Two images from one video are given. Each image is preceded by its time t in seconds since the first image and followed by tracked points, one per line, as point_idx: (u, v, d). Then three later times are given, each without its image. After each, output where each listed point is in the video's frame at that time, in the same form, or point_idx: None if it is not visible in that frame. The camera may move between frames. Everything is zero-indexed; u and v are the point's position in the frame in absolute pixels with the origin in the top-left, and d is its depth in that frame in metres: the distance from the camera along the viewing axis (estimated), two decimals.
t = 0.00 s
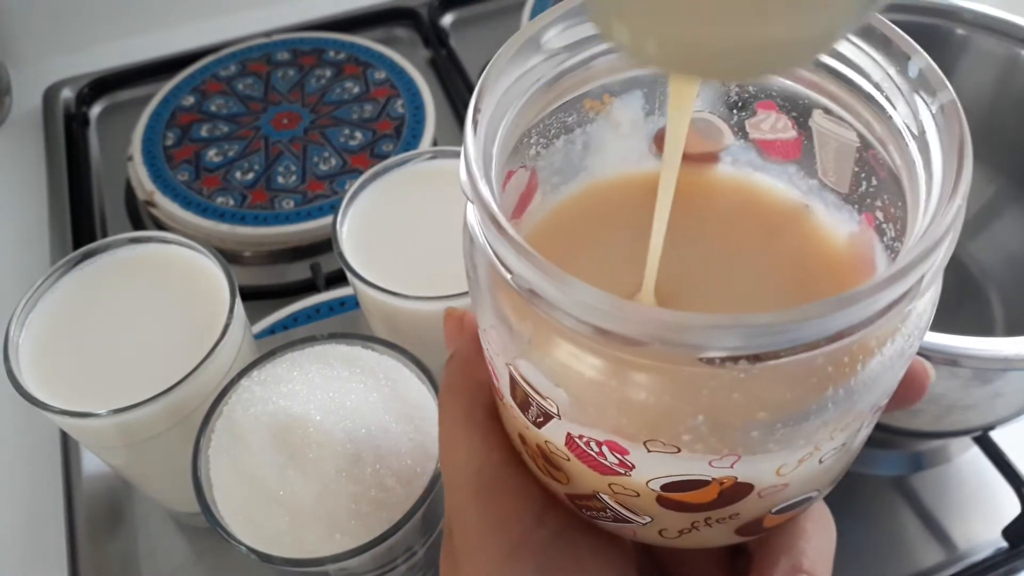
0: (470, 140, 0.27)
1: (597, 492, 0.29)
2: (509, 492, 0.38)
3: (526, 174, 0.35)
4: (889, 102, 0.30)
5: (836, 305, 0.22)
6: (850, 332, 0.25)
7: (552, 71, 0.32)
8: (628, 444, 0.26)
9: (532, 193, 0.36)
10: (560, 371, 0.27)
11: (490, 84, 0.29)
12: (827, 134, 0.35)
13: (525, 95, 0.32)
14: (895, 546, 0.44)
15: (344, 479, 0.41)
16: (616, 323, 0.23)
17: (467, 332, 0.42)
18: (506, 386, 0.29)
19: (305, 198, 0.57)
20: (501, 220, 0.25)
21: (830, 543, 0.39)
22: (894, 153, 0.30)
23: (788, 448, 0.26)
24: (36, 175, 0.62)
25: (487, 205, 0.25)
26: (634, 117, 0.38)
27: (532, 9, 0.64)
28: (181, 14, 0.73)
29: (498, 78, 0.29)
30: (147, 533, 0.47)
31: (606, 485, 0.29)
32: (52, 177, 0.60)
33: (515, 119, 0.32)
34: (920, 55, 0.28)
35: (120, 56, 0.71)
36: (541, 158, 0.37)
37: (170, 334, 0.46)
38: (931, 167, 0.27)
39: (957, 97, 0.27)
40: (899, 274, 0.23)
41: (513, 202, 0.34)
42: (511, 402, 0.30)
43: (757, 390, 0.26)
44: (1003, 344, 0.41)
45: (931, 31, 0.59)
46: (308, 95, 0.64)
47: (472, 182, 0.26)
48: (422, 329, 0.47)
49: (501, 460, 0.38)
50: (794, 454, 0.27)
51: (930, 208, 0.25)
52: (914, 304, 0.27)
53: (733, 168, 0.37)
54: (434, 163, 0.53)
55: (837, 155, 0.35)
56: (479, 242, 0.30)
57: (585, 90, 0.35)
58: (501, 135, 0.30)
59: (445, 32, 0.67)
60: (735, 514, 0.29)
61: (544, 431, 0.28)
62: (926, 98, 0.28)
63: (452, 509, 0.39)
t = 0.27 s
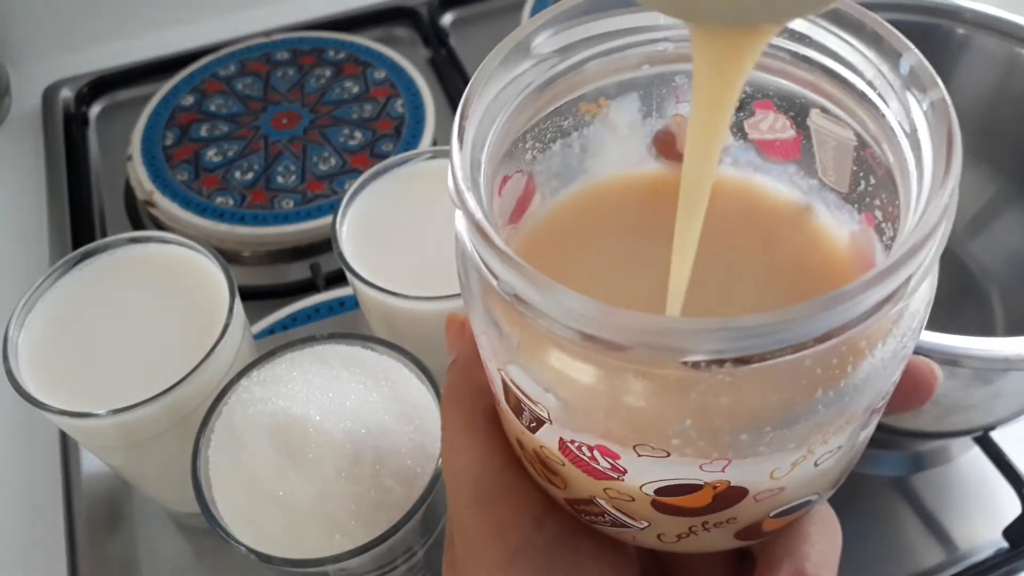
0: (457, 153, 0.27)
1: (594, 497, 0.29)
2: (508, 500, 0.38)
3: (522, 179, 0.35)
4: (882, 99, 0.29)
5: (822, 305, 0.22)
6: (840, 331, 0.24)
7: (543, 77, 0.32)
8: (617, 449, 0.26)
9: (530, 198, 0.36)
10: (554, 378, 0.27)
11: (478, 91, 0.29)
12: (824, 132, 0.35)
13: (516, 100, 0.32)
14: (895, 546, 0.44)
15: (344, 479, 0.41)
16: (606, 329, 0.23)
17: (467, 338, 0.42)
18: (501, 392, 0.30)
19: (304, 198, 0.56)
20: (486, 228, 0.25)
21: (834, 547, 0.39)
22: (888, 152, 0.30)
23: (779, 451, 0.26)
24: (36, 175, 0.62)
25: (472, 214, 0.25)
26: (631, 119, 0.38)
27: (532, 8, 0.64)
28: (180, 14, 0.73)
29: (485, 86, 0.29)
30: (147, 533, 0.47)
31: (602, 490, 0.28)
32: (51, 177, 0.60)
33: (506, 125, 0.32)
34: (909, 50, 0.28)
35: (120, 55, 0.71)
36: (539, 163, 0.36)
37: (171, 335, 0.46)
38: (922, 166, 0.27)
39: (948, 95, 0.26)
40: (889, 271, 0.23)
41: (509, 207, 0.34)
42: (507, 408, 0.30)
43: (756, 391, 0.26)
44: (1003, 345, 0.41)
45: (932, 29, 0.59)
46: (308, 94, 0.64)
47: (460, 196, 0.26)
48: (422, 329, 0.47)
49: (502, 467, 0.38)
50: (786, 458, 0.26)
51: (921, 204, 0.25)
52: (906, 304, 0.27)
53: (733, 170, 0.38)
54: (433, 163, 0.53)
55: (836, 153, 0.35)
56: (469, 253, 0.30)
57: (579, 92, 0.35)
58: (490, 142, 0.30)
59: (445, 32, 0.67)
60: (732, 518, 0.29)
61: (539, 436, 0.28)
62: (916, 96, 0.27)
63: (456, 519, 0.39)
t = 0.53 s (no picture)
0: (448, 168, 0.27)
1: (584, 497, 0.29)
2: (502, 502, 0.38)
3: (514, 191, 0.35)
4: (856, 109, 0.30)
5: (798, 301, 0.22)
6: (813, 330, 0.24)
7: (531, 92, 0.33)
8: (605, 447, 0.26)
9: (522, 209, 0.36)
10: (544, 380, 0.27)
11: (467, 107, 0.29)
12: (805, 142, 0.35)
13: (505, 115, 0.32)
14: (896, 546, 0.44)
15: (344, 479, 0.41)
16: (585, 333, 0.23)
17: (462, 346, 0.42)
18: (493, 394, 0.30)
19: (304, 198, 0.56)
20: (473, 235, 0.25)
21: (822, 548, 0.39)
22: (863, 160, 0.30)
23: (760, 450, 0.26)
24: (36, 175, 0.62)
25: (461, 223, 0.25)
26: (619, 133, 0.38)
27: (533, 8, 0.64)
28: (180, 14, 0.73)
29: (473, 102, 0.29)
30: (147, 533, 0.47)
31: (591, 489, 0.28)
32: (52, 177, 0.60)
33: (496, 139, 0.32)
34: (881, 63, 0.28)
35: (120, 55, 0.71)
36: (529, 175, 0.37)
37: (170, 335, 0.46)
38: (893, 171, 0.27)
39: (918, 105, 0.26)
40: (864, 267, 0.23)
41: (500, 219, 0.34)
42: (499, 411, 0.30)
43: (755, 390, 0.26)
44: (1004, 345, 0.41)
45: (931, 29, 0.60)
46: (308, 95, 0.64)
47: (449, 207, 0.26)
48: (422, 330, 0.47)
49: (496, 473, 0.38)
50: (769, 456, 0.26)
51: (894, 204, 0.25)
52: (881, 303, 0.27)
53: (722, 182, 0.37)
54: (433, 163, 0.53)
55: (817, 163, 0.35)
56: (461, 265, 0.30)
57: (566, 109, 0.35)
58: (481, 155, 0.30)
59: (446, 32, 0.67)
60: (718, 517, 0.29)
61: (529, 438, 0.28)
62: (888, 106, 0.27)
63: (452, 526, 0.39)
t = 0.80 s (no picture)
0: (443, 164, 0.27)
1: (580, 491, 0.29)
2: (498, 496, 0.38)
3: (510, 188, 0.35)
4: (848, 106, 0.30)
5: (790, 293, 0.23)
6: (804, 324, 0.24)
7: (527, 89, 0.33)
8: (599, 441, 0.26)
9: (518, 207, 0.36)
10: (538, 374, 0.27)
11: (463, 102, 0.29)
12: (799, 140, 0.35)
13: (500, 112, 0.32)
14: (896, 546, 0.44)
15: (344, 479, 0.41)
16: (584, 326, 0.23)
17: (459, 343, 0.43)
18: (489, 390, 0.30)
19: (304, 198, 0.56)
20: (469, 231, 0.25)
21: (817, 544, 0.39)
22: (856, 156, 0.30)
23: (754, 442, 0.26)
24: (36, 175, 0.62)
25: (457, 218, 0.25)
26: (614, 132, 0.38)
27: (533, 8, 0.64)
28: (180, 14, 0.73)
29: (469, 99, 0.29)
30: (148, 533, 0.47)
31: (586, 483, 0.29)
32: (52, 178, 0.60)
33: (492, 136, 0.32)
34: (873, 60, 0.28)
35: (120, 55, 0.71)
36: (525, 171, 0.37)
37: (170, 335, 0.46)
38: (884, 166, 0.27)
39: (909, 100, 0.26)
40: (857, 259, 0.23)
41: (495, 216, 0.34)
42: (495, 406, 0.30)
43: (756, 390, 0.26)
44: (1005, 345, 0.41)
45: (931, 30, 0.60)
46: (308, 94, 0.64)
47: (444, 199, 0.26)
48: (422, 330, 0.47)
49: (493, 467, 0.38)
50: (763, 448, 0.26)
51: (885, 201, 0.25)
52: (874, 297, 0.27)
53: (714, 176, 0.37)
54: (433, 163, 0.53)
55: (811, 160, 0.35)
56: (457, 258, 0.29)
57: (561, 105, 0.35)
58: (476, 152, 0.30)
59: (445, 32, 0.67)
60: (713, 511, 0.29)
61: (525, 432, 0.28)
62: (880, 102, 0.27)
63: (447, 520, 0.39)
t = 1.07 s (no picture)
0: (452, 161, 0.27)
1: (585, 489, 0.29)
2: (502, 494, 0.38)
3: (517, 187, 0.36)
4: (855, 106, 0.30)
5: (796, 292, 0.23)
6: (810, 322, 0.24)
7: (534, 88, 0.33)
8: (606, 438, 0.26)
9: (524, 205, 0.36)
10: (545, 370, 0.27)
11: (472, 102, 0.29)
12: (804, 140, 0.35)
13: (508, 111, 0.32)
14: (896, 547, 0.44)
15: (344, 479, 0.41)
16: (593, 321, 0.23)
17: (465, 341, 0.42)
18: (494, 385, 0.30)
19: (304, 198, 0.56)
20: (478, 227, 0.25)
21: (821, 545, 0.39)
22: (861, 156, 0.30)
23: (759, 439, 0.26)
24: (36, 175, 0.62)
25: (466, 213, 0.25)
26: (621, 129, 0.38)
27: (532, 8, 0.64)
28: (180, 14, 0.73)
29: (477, 98, 0.29)
30: (147, 533, 0.47)
31: (592, 481, 0.29)
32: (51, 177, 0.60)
33: (499, 134, 0.32)
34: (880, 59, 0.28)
35: (120, 55, 0.71)
36: (532, 170, 0.37)
37: (170, 334, 0.46)
38: (892, 165, 0.27)
39: (915, 101, 0.26)
40: (864, 257, 0.23)
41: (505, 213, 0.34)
42: (500, 402, 0.30)
43: (756, 390, 0.26)
44: (1005, 345, 0.41)
45: (931, 30, 0.60)
46: (308, 95, 0.64)
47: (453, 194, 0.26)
48: (422, 330, 0.47)
49: (497, 466, 0.38)
50: (768, 447, 0.26)
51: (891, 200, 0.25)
52: (880, 296, 0.27)
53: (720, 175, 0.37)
54: (433, 163, 0.53)
55: (816, 161, 0.35)
56: (464, 253, 0.29)
57: (569, 104, 0.35)
58: (484, 150, 0.30)
59: (445, 32, 0.67)
60: (718, 509, 0.29)
61: (531, 428, 0.28)
62: (886, 102, 0.27)
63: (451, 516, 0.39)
